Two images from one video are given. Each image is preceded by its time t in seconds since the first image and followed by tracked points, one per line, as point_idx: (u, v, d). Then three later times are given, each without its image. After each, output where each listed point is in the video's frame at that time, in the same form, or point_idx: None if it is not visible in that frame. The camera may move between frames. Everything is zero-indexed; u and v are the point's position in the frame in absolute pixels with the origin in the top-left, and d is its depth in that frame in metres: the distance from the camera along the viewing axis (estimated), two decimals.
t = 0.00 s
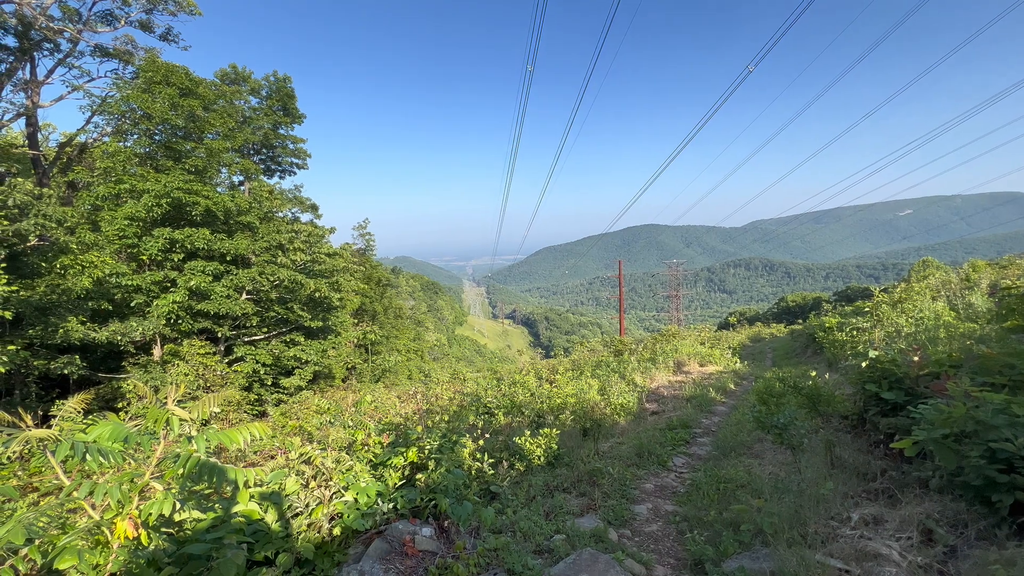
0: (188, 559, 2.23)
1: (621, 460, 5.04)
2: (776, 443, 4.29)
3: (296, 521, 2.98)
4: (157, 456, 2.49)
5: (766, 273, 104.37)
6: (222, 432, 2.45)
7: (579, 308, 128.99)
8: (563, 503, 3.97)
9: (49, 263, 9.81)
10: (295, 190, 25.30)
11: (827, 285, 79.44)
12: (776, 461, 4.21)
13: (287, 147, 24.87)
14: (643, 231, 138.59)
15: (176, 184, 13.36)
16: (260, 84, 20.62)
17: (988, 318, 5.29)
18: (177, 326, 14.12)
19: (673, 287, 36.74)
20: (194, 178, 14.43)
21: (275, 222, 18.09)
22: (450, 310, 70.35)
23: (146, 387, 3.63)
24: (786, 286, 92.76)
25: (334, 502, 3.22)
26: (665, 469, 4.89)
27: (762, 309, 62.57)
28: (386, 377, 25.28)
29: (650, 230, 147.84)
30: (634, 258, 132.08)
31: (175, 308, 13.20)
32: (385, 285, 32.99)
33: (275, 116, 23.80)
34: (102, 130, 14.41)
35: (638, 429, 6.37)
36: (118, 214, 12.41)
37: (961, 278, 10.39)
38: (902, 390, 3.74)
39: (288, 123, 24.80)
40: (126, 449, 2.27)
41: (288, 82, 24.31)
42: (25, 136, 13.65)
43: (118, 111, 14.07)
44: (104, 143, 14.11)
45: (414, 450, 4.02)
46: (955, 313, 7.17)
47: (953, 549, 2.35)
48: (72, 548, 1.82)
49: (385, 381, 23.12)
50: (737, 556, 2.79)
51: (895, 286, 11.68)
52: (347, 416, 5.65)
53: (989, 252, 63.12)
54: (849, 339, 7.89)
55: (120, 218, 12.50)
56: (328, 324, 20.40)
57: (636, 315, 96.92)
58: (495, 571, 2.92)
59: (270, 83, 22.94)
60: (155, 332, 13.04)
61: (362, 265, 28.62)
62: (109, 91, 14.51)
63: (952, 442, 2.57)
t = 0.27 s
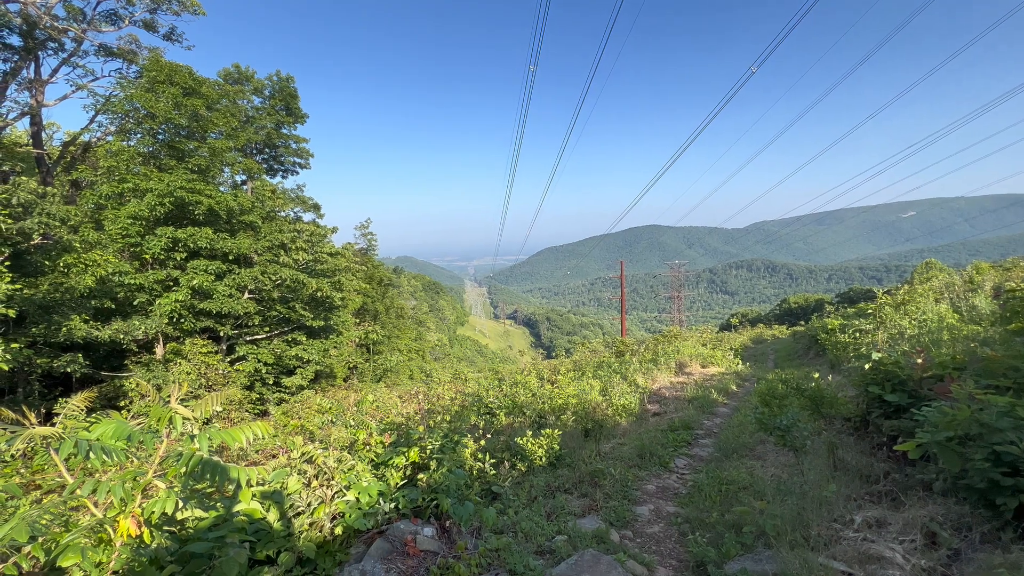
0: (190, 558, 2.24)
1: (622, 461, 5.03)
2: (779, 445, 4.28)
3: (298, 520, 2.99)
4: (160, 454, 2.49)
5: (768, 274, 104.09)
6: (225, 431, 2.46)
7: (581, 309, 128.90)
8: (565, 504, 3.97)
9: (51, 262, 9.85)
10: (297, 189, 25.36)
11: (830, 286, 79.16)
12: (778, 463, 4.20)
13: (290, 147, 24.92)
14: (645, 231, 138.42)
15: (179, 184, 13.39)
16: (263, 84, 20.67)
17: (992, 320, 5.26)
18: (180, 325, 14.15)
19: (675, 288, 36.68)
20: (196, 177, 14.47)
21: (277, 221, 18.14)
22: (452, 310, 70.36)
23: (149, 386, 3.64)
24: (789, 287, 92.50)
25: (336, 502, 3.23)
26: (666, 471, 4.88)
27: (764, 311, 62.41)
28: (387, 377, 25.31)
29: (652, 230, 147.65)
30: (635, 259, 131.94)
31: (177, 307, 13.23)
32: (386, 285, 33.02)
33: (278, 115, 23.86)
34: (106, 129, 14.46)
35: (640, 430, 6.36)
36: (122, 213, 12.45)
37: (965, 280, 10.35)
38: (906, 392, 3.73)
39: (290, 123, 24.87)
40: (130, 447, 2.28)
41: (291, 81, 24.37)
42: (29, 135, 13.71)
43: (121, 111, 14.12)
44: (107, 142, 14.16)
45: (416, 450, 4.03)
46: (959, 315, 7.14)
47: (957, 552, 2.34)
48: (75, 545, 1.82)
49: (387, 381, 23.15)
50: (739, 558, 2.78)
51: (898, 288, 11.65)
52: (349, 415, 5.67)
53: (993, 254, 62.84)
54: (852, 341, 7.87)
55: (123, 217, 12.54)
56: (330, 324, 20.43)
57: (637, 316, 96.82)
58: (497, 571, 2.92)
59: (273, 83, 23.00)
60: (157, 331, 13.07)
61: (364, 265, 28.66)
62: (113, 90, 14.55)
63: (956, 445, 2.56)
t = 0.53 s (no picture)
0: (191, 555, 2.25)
1: (621, 461, 5.04)
2: (777, 446, 4.28)
3: (297, 520, 2.99)
4: (158, 453, 2.48)
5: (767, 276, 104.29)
6: (224, 429, 2.45)
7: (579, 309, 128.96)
8: (563, 504, 3.98)
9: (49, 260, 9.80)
10: (296, 188, 25.33)
11: (828, 288, 79.37)
12: (776, 464, 4.21)
13: (289, 146, 24.89)
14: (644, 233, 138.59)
15: (178, 182, 13.36)
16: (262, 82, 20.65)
17: (990, 323, 5.27)
18: (178, 324, 14.12)
19: (673, 289, 36.74)
20: (195, 175, 14.44)
21: (276, 220, 18.12)
22: (450, 310, 70.33)
23: (147, 384, 3.63)
24: (787, 289, 92.68)
25: (334, 501, 3.23)
26: (664, 471, 4.89)
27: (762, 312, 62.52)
28: (385, 376, 25.30)
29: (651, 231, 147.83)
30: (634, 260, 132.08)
31: (175, 305, 13.21)
32: (385, 285, 33.00)
33: (277, 114, 23.83)
34: (104, 127, 14.41)
35: (638, 431, 6.36)
36: (120, 211, 12.44)
37: (963, 282, 10.38)
38: (904, 394, 3.74)
39: (290, 122, 24.83)
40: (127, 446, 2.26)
41: (290, 80, 24.35)
42: (27, 132, 13.66)
43: (120, 108, 14.07)
44: (106, 139, 14.13)
45: (415, 450, 4.03)
46: (956, 317, 7.17)
47: (954, 554, 2.35)
48: (73, 544, 1.82)
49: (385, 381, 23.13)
50: (737, 558, 2.79)
51: (896, 290, 11.67)
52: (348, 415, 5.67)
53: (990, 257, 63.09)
54: (850, 343, 7.89)
55: (121, 215, 12.50)
56: (329, 323, 20.40)
57: (636, 317, 96.91)
58: (495, 572, 2.92)
59: (272, 81, 22.97)
60: (155, 329, 13.04)
61: (363, 264, 28.62)
62: (111, 88, 14.51)
63: (955, 447, 2.56)
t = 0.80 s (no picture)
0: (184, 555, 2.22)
1: (615, 461, 5.05)
2: (770, 446, 4.32)
3: (291, 519, 2.98)
4: (152, 451, 2.46)
5: (760, 277, 105.05)
6: (218, 428, 2.44)
7: (574, 309, 129.26)
8: (558, 504, 3.98)
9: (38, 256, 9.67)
10: (290, 186, 25.17)
11: (820, 290, 80.07)
12: (770, 464, 4.24)
13: (283, 143, 24.73)
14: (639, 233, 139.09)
15: (170, 178, 13.23)
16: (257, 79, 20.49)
17: (980, 325, 5.34)
18: (170, 321, 13.99)
19: (667, 289, 36.91)
20: (189, 172, 14.30)
21: (270, 218, 18.00)
22: (445, 309, 70.19)
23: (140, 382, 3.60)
24: (780, 291, 93.40)
25: (329, 500, 3.21)
26: (659, 471, 4.90)
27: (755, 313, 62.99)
28: (379, 375, 25.21)
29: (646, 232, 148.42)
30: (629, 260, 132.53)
31: (167, 302, 13.12)
32: (380, 283, 32.87)
33: (272, 111, 23.66)
34: (96, 122, 14.24)
35: (632, 431, 6.38)
36: (111, 207, 12.39)
37: (953, 285, 10.51)
38: (896, 395, 3.78)
39: (284, 119, 24.68)
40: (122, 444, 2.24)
41: (285, 77, 24.19)
42: (17, 126, 13.46)
43: (112, 103, 13.90)
44: (98, 134, 13.96)
45: (410, 449, 4.02)
46: (947, 319, 7.25)
47: (944, 553, 2.38)
48: (66, 542, 1.80)
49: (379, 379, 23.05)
50: (731, 557, 2.80)
51: (887, 293, 11.80)
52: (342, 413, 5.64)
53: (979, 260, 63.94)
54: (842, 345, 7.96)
55: (113, 211, 12.36)
56: (323, 321, 20.29)
57: (630, 317, 97.23)
58: (490, 571, 2.92)
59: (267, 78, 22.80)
60: (147, 327, 12.89)
61: (357, 263, 28.50)
62: (104, 82, 14.33)
63: (945, 447, 2.59)
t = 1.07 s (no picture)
0: (172, 553, 2.19)
1: (606, 459, 5.08)
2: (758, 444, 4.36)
3: (280, 517, 2.95)
4: (140, 448, 2.42)
5: (750, 277, 106.25)
6: (207, 425, 2.40)
7: (566, 307, 129.70)
8: (549, 501, 4.00)
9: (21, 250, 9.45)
10: (281, 181, 24.87)
11: (808, 290, 81.19)
12: (758, 462, 4.28)
13: (274, 138, 24.42)
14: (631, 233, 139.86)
15: (158, 172, 12.99)
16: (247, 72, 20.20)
17: (962, 326, 5.46)
18: (156, 317, 13.78)
19: (658, 289, 37.18)
20: (177, 166, 14.05)
21: (260, 213, 17.78)
22: (436, 307, 69.99)
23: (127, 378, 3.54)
24: (769, 291, 94.55)
25: (319, 498, 3.19)
26: (648, 468, 4.94)
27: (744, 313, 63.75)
28: (370, 373, 25.07)
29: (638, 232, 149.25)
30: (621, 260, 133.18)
31: (154, 298, 12.88)
32: (371, 281, 32.66)
33: (262, 105, 23.34)
34: (81, 114, 13.94)
35: (623, 429, 6.41)
36: (97, 200, 12.04)
37: (936, 286, 10.73)
38: (881, 394, 3.87)
39: (275, 114, 24.38)
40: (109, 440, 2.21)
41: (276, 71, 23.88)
42: None
43: (98, 95, 13.61)
44: (83, 127, 13.66)
45: (401, 446, 4.00)
46: (930, 320, 7.40)
47: (927, 549, 2.42)
48: (52, 540, 1.77)
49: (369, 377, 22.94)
50: (719, 554, 2.83)
51: (873, 293, 12.01)
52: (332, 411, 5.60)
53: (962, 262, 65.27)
54: (829, 344, 8.08)
55: (98, 205, 12.12)
56: (313, 318, 20.12)
57: (622, 316, 97.73)
58: (481, 567, 2.92)
59: (257, 71, 22.47)
60: (133, 323, 12.69)
61: (348, 260, 28.28)
62: (89, 73, 14.02)
63: (929, 445, 2.65)
